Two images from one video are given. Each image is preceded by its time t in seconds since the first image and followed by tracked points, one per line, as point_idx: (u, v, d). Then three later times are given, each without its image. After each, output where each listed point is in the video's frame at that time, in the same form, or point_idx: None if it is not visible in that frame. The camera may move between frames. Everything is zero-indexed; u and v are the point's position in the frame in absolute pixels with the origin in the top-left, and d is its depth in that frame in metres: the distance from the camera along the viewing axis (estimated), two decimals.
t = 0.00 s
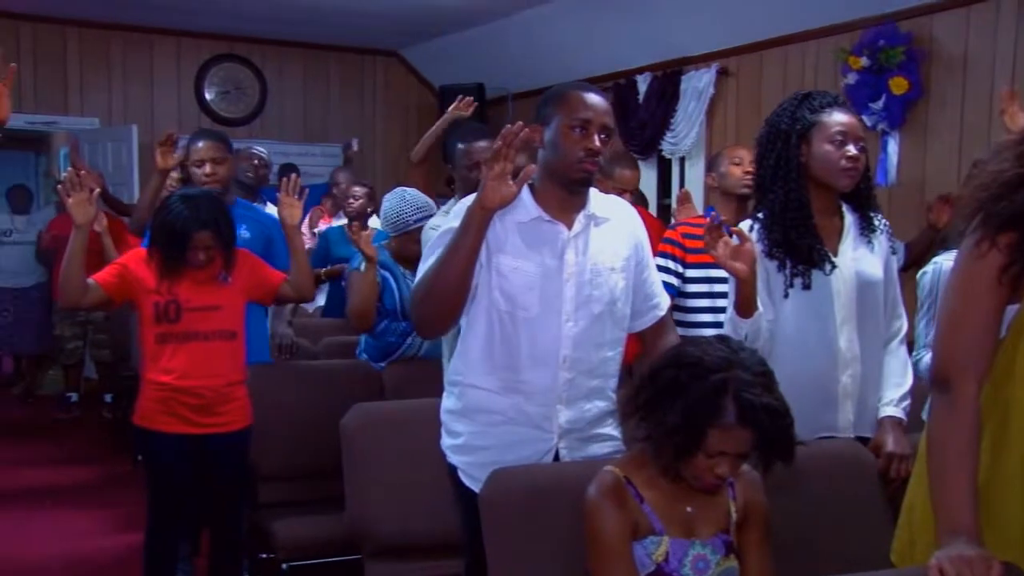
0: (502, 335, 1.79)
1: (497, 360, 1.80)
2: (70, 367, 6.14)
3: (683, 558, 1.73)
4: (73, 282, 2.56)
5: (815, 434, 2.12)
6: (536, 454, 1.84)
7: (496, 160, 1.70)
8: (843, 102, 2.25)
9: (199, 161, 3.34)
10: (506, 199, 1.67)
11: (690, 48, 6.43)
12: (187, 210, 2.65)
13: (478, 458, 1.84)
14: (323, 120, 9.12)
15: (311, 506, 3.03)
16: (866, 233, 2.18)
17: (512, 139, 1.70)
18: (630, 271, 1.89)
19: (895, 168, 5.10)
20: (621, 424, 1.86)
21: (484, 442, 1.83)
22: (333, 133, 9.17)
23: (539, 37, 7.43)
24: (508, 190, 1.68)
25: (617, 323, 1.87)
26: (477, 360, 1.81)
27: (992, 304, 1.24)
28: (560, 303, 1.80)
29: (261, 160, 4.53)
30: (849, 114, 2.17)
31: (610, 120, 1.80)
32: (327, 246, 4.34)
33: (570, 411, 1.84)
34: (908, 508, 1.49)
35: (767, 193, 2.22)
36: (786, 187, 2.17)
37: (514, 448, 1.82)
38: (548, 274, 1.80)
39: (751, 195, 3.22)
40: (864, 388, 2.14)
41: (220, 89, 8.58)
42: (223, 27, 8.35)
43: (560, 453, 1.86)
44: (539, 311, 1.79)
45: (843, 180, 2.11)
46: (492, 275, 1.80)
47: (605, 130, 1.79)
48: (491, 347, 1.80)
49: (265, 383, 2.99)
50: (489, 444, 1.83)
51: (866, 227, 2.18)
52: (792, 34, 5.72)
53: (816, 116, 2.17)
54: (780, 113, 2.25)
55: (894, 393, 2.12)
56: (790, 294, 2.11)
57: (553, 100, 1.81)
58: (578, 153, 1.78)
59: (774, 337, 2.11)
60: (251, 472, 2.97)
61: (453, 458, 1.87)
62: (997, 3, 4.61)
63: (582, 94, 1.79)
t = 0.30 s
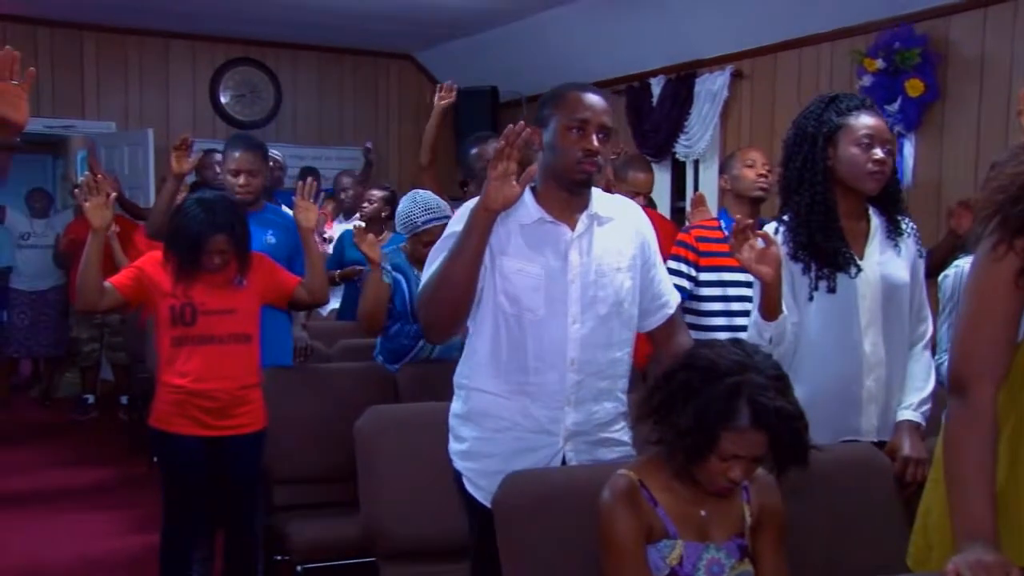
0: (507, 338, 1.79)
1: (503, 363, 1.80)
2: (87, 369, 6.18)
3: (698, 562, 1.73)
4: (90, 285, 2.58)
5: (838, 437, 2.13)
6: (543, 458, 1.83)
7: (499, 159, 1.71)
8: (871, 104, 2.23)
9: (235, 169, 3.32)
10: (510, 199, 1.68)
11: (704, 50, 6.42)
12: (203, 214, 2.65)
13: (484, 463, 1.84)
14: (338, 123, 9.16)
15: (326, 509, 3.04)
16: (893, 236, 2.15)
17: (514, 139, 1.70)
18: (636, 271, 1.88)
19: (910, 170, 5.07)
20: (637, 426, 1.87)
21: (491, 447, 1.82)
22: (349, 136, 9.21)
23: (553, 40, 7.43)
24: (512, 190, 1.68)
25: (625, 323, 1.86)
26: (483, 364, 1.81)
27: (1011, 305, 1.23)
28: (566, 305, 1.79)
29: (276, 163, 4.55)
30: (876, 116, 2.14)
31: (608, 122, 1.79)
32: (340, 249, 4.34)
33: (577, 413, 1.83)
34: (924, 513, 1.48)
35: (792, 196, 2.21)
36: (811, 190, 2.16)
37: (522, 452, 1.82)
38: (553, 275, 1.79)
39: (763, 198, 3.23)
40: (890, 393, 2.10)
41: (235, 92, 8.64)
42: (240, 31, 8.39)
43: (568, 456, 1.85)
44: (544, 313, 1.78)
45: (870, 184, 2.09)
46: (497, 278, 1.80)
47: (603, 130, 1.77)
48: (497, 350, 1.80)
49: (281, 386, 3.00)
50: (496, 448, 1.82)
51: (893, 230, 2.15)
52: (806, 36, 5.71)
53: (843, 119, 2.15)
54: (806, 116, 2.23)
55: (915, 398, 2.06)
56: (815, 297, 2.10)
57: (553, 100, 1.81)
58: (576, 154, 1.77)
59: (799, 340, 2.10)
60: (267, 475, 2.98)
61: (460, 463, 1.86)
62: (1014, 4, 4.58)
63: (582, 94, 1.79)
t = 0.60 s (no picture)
0: (499, 344, 1.79)
1: (496, 369, 1.79)
2: (88, 370, 6.17)
3: (699, 564, 1.73)
4: (92, 287, 2.57)
5: (848, 438, 2.13)
6: (543, 461, 1.83)
7: (485, 162, 1.70)
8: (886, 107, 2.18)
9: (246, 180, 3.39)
10: (496, 203, 1.68)
11: (706, 52, 6.42)
12: (205, 215, 2.66)
13: (485, 471, 1.83)
14: (341, 124, 9.17)
15: (327, 511, 3.03)
16: (906, 239, 2.11)
17: (498, 141, 1.71)
18: (624, 265, 1.88)
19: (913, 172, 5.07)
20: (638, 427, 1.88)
21: (489, 455, 1.82)
22: (350, 137, 9.21)
23: (555, 42, 7.43)
24: (497, 193, 1.68)
25: (617, 319, 1.85)
26: (476, 371, 1.81)
27: (1013, 305, 1.23)
28: (556, 305, 1.79)
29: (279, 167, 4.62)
30: (890, 119, 2.10)
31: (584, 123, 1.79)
32: (343, 252, 4.34)
33: (575, 413, 1.82)
34: (926, 512, 1.49)
35: (804, 197, 2.17)
36: (824, 191, 2.12)
37: (521, 457, 1.82)
38: (541, 275, 1.79)
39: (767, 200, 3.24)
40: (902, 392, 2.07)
41: (238, 94, 8.64)
42: (241, 32, 8.39)
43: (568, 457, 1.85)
44: (535, 314, 1.78)
45: (882, 187, 2.05)
46: (483, 284, 1.79)
47: (580, 130, 1.77)
48: (489, 356, 1.80)
49: (282, 388, 2.99)
50: (495, 455, 1.82)
51: (906, 232, 2.12)
52: (809, 38, 5.71)
53: (857, 122, 2.11)
54: (819, 118, 2.19)
55: (918, 400, 2.04)
56: (826, 297, 2.06)
57: (530, 100, 1.80)
58: (553, 153, 1.77)
59: (809, 341, 2.07)
60: (268, 477, 2.98)
61: (459, 472, 1.86)
62: (1016, 6, 4.58)
63: (561, 96, 1.78)
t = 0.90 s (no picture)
0: (487, 352, 1.79)
1: (485, 377, 1.80)
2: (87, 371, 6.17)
3: (698, 564, 1.73)
4: (91, 287, 2.57)
5: (852, 438, 2.14)
6: (534, 467, 1.84)
7: (469, 167, 1.70)
8: (899, 110, 2.18)
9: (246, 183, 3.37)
10: (482, 208, 1.68)
11: (706, 53, 6.42)
12: (204, 216, 2.65)
13: (476, 479, 1.84)
14: (339, 125, 9.17)
15: (326, 511, 3.03)
16: (916, 241, 2.11)
17: (481, 147, 1.70)
18: (609, 268, 1.89)
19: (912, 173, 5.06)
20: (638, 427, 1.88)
21: (480, 463, 1.82)
22: (349, 137, 9.21)
23: (554, 42, 7.43)
24: (483, 199, 1.68)
25: (605, 323, 1.86)
26: (466, 381, 1.81)
27: (1013, 302, 1.23)
28: (543, 311, 1.79)
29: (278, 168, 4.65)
30: (903, 121, 2.09)
31: (565, 129, 1.78)
32: (343, 252, 4.33)
33: (565, 419, 1.83)
34: (926, 513, 1.49)
35: (815, 197, 2.17)
36: (834, 192, 2.12)
37: (512, 464, 1.82)
38: (527, 282, 1.80)
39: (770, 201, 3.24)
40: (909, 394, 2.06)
41: (237, 94, 8.65)
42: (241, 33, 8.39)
43: (559, 462, 1.85)
44: (523, 321, 1.79)
45: (893, 188, 2.05)
46: (469, 293, 1.80)
47: (561, 135, 1.76)
48: (477, 365, 1.80)
49: (281, 389, 2.99)
50: (486, 463, 1.82)
51: (917, 235, 2.11)
52: (808, 39, 5.71)
53: (869, 123, 2.10)
54: (832, 120, 2.19)
55: (920, 401, 2.01)
56: (836, 297, 2.05)
57: (511, 105, 1.80)
58: (535, 160, 1.76)
59: (819, 339, 2.06)
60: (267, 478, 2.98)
61: (449, 480, 1.86)
62: (1016, 7, 4.58)
63: (540, 101, 1.78)
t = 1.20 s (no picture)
0: (486, 354, 1.79)
1: (483, 379, 1.80)
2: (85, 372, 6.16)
3: (698, 564, 1.74)
4: (90, 287, 2.57)
5: (863, 439, 2.15)
6: (530, 468, 1.84)
7: (474, 167, 1.70)
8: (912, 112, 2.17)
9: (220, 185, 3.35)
10: (487, 210, 1.68)
11: (705, 53, 6.42)
12: (204, 217, 2.66)
13: (472, 480, 1.84)
14: (338, 125, 9.17)
15: (326, 511, 3.03)
16: (930, 241, 2.10)
17: (487, 147, 1.71)
18: (608, 267, 1.89)
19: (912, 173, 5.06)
20: (638, 428, 1.88)
21: (476, 464, 1.82)
22: (347, 137, 9.21)
23: (553, 43, 7.44)
24: (488, 200, 1.68)
25: (603, 323, 1.87)
26: (464, 381, 1.81)
27: (1010, 303, 1.23)
28: (542, 312, 1.79)
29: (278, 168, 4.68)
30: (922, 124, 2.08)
31: (568, 132, 1.78)
32: (344, 252, 4.32)
33: (562, 420, 1.83)
34: (926, 515, 1.49)
35: (833, 199, 2.14)
36: (853, 194, 2.09)
37: (509, 464, 1.82)
38: (526, 283, 1.80)
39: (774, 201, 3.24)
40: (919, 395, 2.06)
41: (236, 94, 8.65)
42: (240, 33, 8.39)
43: (556, 463, 1.86)
44: (522, 322, 1.79)
45: (915, 191, 2.03)
46: (469, 295, 1.80)
47: (563, 140, 1.76)
48: (476, 366, 1.80)
49: (280, 390, 2.99)
50: (482, 464, 1.82)
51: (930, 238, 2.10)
52: (809, 39, 5.72)
53: (890, 125, 2.08)
54: (846, 120, 2.16)
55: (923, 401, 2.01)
56: (848, 299, 2.05)
57: (511, 109, 1.79)
58: (536, 166, 1.76)
59: (829, 340, 2.06)
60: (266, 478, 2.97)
61: (445, 481, 1.86)
62: (1016, 7, 4.59)
63: (543, 104, 1.77)
